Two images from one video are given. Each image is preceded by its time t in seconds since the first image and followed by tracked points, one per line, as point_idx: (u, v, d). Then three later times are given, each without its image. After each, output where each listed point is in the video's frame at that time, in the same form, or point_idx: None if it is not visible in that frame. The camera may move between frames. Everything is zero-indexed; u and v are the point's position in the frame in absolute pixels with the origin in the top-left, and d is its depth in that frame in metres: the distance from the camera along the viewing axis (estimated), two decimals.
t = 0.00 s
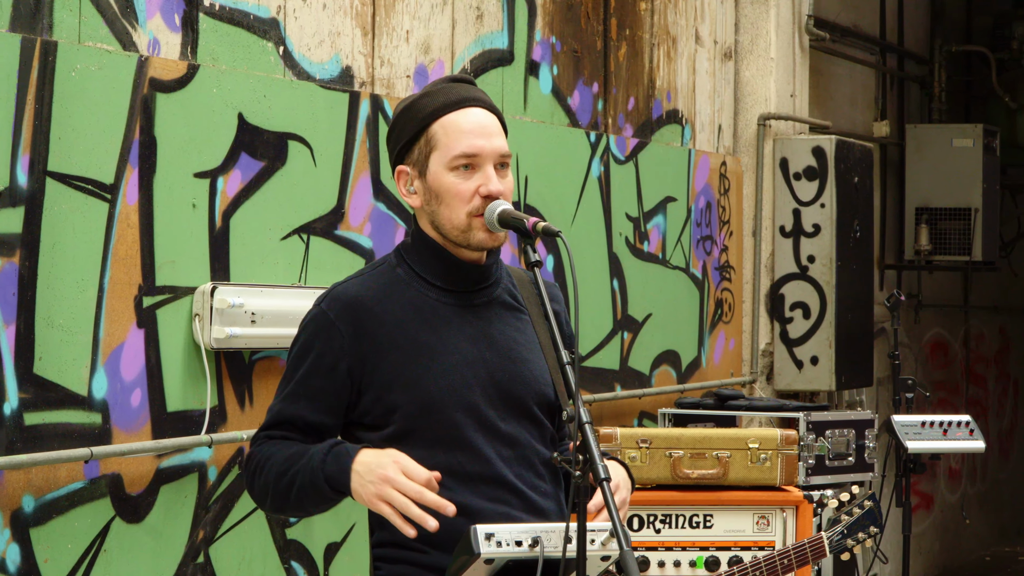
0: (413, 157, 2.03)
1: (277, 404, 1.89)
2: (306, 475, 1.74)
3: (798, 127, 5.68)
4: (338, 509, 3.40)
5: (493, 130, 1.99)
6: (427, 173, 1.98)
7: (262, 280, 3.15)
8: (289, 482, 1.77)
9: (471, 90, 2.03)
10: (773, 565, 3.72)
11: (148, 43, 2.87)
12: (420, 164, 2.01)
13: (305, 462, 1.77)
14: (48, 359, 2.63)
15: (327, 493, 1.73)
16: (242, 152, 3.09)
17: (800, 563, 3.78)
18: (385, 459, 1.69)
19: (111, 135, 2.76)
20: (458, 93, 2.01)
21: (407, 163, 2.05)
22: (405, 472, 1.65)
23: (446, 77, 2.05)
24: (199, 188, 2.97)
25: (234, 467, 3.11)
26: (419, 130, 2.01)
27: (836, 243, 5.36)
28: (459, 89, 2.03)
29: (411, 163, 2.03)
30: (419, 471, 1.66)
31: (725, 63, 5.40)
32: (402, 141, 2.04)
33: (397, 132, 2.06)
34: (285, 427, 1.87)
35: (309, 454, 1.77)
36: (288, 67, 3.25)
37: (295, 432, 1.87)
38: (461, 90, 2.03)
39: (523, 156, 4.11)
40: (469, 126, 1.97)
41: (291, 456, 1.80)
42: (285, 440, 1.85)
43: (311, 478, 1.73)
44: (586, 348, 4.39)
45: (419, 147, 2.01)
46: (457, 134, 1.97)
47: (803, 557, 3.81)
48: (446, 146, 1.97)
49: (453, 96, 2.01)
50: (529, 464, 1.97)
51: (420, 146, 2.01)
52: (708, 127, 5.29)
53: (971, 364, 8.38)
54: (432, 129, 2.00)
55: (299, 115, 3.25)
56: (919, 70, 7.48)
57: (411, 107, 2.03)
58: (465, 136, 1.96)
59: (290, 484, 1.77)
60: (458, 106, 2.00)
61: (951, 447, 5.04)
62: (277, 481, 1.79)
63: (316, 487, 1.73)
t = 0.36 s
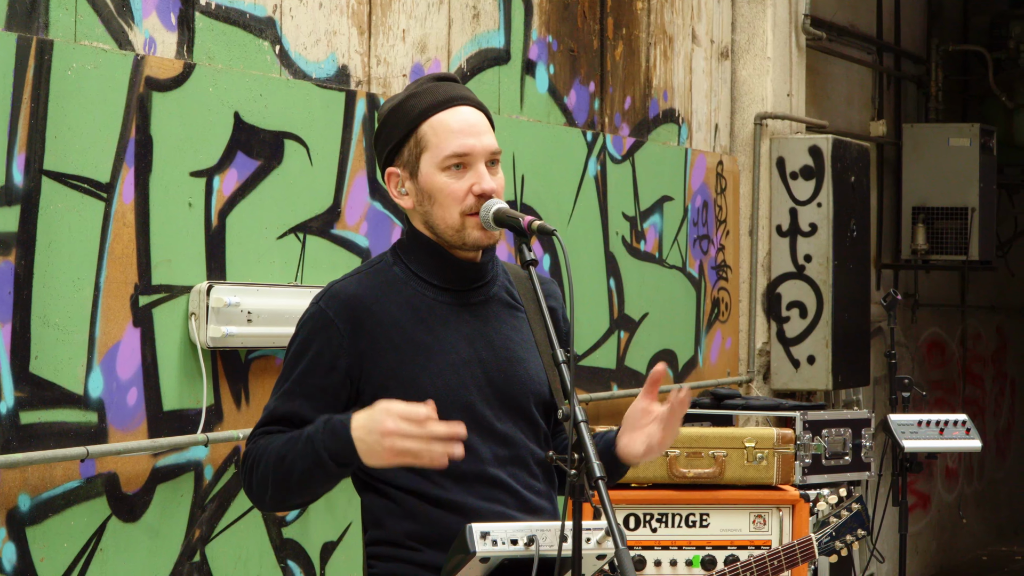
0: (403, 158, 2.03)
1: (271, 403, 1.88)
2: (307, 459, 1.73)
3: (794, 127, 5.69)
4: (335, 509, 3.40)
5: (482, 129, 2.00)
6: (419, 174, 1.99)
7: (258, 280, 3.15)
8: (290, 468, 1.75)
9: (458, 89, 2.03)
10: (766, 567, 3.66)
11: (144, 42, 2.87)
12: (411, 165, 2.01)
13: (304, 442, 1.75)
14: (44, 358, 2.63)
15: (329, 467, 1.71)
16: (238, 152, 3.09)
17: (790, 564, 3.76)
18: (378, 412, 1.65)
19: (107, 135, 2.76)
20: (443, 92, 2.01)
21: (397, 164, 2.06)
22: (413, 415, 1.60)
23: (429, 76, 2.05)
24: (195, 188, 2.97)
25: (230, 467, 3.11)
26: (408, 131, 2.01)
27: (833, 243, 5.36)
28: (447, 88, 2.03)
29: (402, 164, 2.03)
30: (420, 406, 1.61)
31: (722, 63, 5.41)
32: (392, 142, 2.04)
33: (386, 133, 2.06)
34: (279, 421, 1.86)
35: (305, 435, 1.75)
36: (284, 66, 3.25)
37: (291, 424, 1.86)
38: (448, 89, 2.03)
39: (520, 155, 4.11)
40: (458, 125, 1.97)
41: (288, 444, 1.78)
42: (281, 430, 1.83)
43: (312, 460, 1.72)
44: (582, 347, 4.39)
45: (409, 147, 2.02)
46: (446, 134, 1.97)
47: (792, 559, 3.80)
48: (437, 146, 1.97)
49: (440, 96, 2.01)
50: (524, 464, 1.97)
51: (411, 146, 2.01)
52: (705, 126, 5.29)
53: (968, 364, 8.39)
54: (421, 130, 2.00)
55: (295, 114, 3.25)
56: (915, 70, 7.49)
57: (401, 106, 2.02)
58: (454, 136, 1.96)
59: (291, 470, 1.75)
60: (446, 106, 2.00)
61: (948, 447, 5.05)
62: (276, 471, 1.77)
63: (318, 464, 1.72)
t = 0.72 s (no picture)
0: (405, 158, 2.03)
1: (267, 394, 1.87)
2: (267, 421, 1.75)
3: (792, 127, 5.70)
4: (332, 508, 3.40)
5: (484, 129, 2.00)
6: (421, 174, 1.99)
7: (256, 279, 3.15)
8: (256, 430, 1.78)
9: (460, 89, 2.04)
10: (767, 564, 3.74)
11: (142, 41, 2.87)
12: (413, 165, 2.01)
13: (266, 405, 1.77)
14: (42, 358, 2.63)
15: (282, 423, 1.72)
16: (236, 152, 3.09)
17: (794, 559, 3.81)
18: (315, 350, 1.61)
19: (104, 135, 2.76)
20: (446, 92, 2.02)
21: (399, 165, 2.05)
22: (335, 352, 1.56)
23: (432, 77, 2.05)
24: (192, 187, 2.97)
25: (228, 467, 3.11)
26: (411, 131, 2.01)
27: (830, 243, 5.37)
28: (449, 88, 2.03)
29: (404, 165, 2.03)
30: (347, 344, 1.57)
31: (719, 63, 5.41)
32: (394, 143, 2.04)
33: (388, 134, 2.06)
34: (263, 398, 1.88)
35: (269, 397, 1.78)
36: (281, 66, 3.25)
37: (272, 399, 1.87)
38: (450, 89, 2.03)
39: (517, 155, 4.11)
40: (460, 124, 1.98)
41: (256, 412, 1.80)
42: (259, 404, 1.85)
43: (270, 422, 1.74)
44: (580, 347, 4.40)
45: (411, 147, 2.02)
46: (449, 134, 1.97)
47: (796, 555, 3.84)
48: (440, 146, 1.97)
49: (443, 96, 2.01)
50: (522, 463, 1.97)
51: (412, 146, 2.02)
52: (702, 126, 5.30)
53: (965, 364, 8.40)
54: (424, 129, 2.00)
55: (293, 114, 3.26)
56: (913, 70, 7.50)
57: (402, 107, 2.03)
58: (456, 136, 1.96)
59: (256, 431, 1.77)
60: (448, 105, 2.00)
61: (945, 447, 5.05)
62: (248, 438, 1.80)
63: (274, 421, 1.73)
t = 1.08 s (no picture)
0: (402, 155, 2.03)
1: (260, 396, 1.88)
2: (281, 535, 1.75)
3: (788, 127, 5.70)
4: (329, 508, 3.40)
5: (482, 129, 1.99)
6: (417, 171, 1.98)
7: (254, 279, 3.15)
8: (251, 527, 1.82)
9: (459, 88, 2.03)
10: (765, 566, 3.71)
11: (138, 41, 2.87)
12: (409, 163, 2.01)
13: (275, 528, 1.81)
14: (39, 357, 2.62)
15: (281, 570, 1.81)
16: (233, 151, 3.08)
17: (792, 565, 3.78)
18: None
19: (101, 134, 2.76)
20: (444, 91, 2.01)
21: (396, 162, 2.05)
22: None
23: (432, 76, 2.05)
24: (190, 187, 2.97)
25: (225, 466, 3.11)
26: (408, 129, 2.00)
27: (827, 242, 5.37)
28: (448, 87, 2.02)
29: (401, 162, 2.03)
30: None
31: (716, 62, 5.42)
32: (391, 139, 2.03)
33: (386, 131, 2.05)
34: (265, 437, 1.84)
35: (282, 528, 1.81)
36: (278, 65, 3.25)
37: (277, 456, 1.84)
38: (450, 88, 2.03)
39: (514, 155, 4.11)
40: (458, 123, 1.97)
41: (258, 503, 1.81)
42: (262, 468, 1.83)
43: (271, 553, 1.81)
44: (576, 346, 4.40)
45: (408, 144, 2.01)
46: (446, 132, 1.96)
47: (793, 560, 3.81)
48: (436, 143, 1.97)
49: (441, 95, 2.00)
50: (519, 464, 1.98)
51: (410, 144, 2.01)
52: (699, 126, 5.30)
53: (962, 364, 8.41)
54: (421, 127, 1.99)
55: (290, 114, 3.25)
56: (910, 69, 7.50)
57: (400, 105, 2.02)
58: (453, 134, 1.96)
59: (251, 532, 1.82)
60: (446, 104, 2.00)
61: (942, 447, 5.06)
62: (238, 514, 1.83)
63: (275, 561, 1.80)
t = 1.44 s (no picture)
0: (398, 154, 2.02)
1: (251, 401, 1.88)
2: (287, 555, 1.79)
3: (786, 127, 5.71)
4: (326, 508, 3.40)
5: (479, 129, 1.99)
6: (413, 170, 1.98)
7: (251, 280, 3.15)
8: (257, 538, 1.84)
9: (456, 88, 2.03)
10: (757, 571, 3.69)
11: (136, 41, 2.87)
12: (405, 161, 2.00)
13: (282, 540, 1.83)
14: (37, 357, 2.62)
15: None
16: (230, 151, 3.08)
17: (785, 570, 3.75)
18: None
19: (99, 134, 2.76)
20: (441, 91, 2.01)
21: (391, 160, 2.04)
22: None
23: (429, 75, 2.04)
24: (187, 187, 2.97)
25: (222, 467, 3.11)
26: (404, 128, 2.00)
27: (825, 243, 5.37)
28: (445, 87, 2.02)
29: (396, 160, 2.02)
30: None
31: (714, 63, 5.42)
32: (387, 137, 2.03)
33: (381, 129, 2.05)
34: (262, 445, 1.85)
35: (288, 539, 1.83)
36: (276, 66, 3.25)
37: (276, 465, 1.86)
38: (447, 88, 2.02)
39: (512, 155, 4.11)
40: (455, 123, 1.97)
41: (262, 515, 1.83)
42: (263, 480, 1.84)
43: (278, 565, 1.84)
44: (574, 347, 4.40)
45: (405, 143, 2.01)
46: (443, 131, 1.96)
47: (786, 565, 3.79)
48: (433, 142, 1.96)
49: (438, 94, 2.00)
50: (508, 463, 1.98)
51: (406, 142, 2.01)
52: (697, 126, 5.30)
53: (960, 364, 8.42)
54: (418, 126, 1.99)
55: (288, 114, 3.25)
56: (907, 70, 7.52)
57: (397, 104, 2.02)
58: (451, 134, 1.96)
59: (256, 543, 1.84)
60: (443, 104, 2.00)
61: (940, 447, 5.06)
62: (241, 525, 1.85)
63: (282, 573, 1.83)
